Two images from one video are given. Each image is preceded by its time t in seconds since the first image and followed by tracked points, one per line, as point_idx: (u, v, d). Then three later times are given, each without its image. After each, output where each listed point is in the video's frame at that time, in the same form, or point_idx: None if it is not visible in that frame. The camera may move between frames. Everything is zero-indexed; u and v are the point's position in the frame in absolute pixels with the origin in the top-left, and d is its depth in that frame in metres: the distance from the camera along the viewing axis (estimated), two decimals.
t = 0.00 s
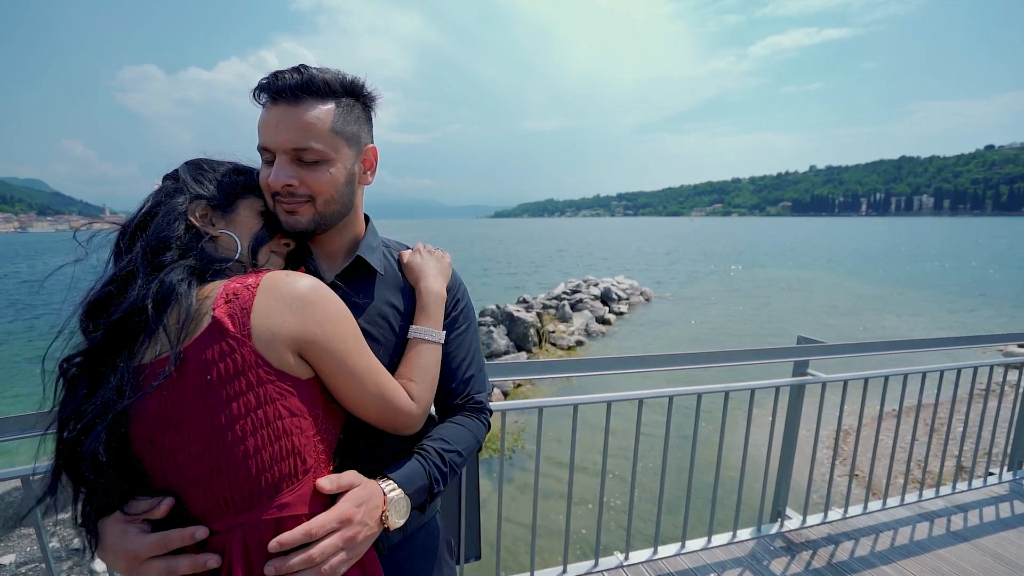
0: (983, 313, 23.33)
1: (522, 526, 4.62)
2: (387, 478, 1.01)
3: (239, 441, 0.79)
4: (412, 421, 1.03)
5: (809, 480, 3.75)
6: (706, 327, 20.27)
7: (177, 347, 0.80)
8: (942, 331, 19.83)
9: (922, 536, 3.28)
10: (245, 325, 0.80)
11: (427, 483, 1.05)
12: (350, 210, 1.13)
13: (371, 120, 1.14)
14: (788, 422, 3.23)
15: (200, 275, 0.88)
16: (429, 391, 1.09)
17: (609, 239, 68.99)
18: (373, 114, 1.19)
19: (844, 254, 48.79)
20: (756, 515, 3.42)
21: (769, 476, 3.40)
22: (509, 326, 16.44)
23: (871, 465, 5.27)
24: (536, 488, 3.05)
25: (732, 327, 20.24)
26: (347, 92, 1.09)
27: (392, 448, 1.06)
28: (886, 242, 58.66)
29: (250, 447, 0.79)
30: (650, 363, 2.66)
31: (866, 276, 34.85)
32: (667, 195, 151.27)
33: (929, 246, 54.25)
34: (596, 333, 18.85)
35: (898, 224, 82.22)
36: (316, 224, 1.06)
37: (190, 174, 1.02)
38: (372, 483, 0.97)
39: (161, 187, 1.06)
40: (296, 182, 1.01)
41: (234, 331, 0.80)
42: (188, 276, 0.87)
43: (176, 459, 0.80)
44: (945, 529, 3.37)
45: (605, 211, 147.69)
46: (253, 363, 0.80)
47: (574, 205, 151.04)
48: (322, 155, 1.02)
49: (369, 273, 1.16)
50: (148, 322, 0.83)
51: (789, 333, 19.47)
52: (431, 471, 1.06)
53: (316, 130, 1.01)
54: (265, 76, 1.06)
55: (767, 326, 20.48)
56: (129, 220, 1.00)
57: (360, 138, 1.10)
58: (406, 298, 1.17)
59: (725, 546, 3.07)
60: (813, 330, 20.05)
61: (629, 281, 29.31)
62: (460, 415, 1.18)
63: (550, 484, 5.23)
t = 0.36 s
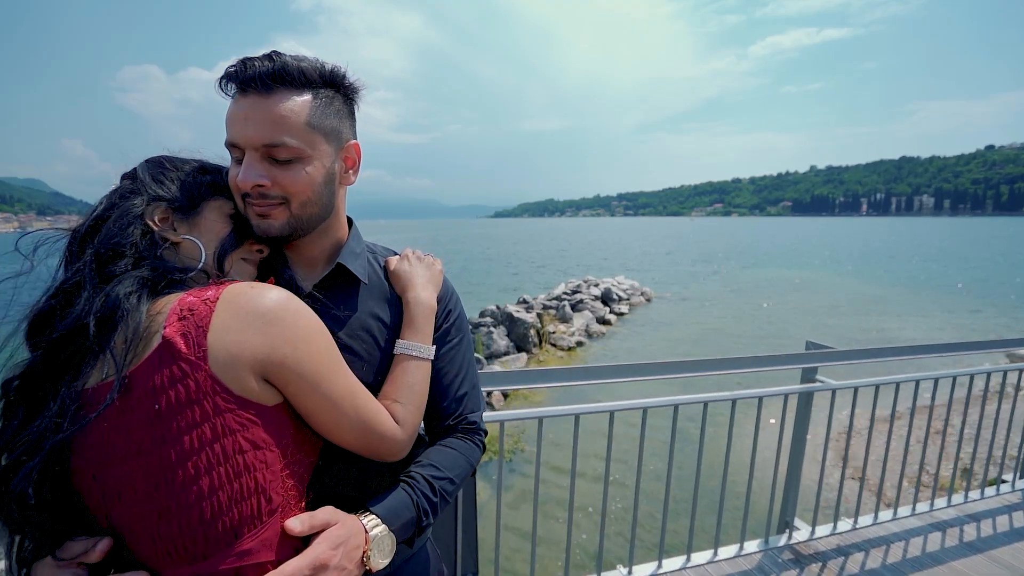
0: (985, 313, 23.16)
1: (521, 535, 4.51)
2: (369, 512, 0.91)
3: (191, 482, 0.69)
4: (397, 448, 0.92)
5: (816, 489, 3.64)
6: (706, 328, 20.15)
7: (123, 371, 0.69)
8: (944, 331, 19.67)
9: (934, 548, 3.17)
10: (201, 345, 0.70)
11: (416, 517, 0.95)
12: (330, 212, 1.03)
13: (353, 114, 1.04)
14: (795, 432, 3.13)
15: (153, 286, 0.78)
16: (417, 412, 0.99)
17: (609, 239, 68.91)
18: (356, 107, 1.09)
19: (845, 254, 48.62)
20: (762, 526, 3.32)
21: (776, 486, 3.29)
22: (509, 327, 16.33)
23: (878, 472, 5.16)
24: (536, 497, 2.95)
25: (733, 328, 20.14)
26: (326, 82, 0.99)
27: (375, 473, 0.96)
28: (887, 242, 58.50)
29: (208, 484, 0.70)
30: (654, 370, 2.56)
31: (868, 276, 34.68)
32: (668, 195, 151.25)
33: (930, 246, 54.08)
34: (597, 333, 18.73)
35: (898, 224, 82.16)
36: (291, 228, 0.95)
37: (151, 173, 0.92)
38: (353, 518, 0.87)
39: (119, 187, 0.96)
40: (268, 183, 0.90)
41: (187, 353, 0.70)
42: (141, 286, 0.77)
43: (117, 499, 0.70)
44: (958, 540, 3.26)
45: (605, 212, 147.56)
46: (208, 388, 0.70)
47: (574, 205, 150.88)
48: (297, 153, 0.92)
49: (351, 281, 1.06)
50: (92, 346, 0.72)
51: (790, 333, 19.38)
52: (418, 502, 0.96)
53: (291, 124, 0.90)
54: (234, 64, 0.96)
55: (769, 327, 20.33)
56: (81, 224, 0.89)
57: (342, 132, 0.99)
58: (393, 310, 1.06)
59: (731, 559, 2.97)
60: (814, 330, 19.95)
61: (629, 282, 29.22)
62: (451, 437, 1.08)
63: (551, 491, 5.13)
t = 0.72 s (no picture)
0: (986, 312, 23.10)
1: (521, 544, 4.40)
2: (347, 555, 0.82)
3: (132, 530, 0.59)
4: (379, 480, 0.83)
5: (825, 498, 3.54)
6: (707, 328, 20.07)
7: (54, 403, 0.60)
8: (945, 331, 19.60)
9: (947, 559, 3.07)
10: (144, 373, 0.61)
11: (401, 557, 0.85)
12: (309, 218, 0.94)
13: (332, 109, 0.94)
14: (804, 442, 3.02)
15: (98, 302, 0.68)
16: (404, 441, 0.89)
17: (610, 240, 68.84)
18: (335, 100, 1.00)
19: (844, 254, 48.61)
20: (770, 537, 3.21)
21: (785, 495, 3.19)
22: (510, 328, 16.22)
23: (885, 476, 5.06)
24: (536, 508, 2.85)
25: (735, 328, 20.05)
26: (301, 71, 0.89)
27: (355, 507, 0.87)
28: (887, 242, 58.40)
29: (154, 536, 0.60)
30: (659, 378, 2.46)
31: (868, 275, 34.62)
32: (668, 195, 151.20)
33: (930, 246, 54.05)
34: (598, 334, 18.66)
35: (898, 224, 82.08)
36: (263, 234, 0.86)
37: (101, 172, 0.82)
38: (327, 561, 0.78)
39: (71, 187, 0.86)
40: (233, 184, 0.80)
41: (128, 383, 0.60)
42: (81, 302, 0.67)
43: (47, 548, 0.61)
44: (971, 551, 3.16)
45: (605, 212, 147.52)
46: (153, 421, 0.60)
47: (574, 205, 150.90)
48: (266, 150, 0.82)
49: (332, 294, 0.96)
50: (25, 371, 0.63)
51: (791, 333, 19.27)
52: (404, 541, 0.86)
53: (258, 118, 0.80)
54: (196, 49, 0.86)
55: (769, 327, 20.25)
56: (25, 229, 0.80)
57: (318, 127, 0.89)
58: (377, 323, 0.96)
59: (739, 573, 2.87)
60: (815, 330, 19.87)
61: (630, 282, 29.14)
62: (443, 464, 0.98)
63: (551, 499, 5.03)
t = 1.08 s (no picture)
0: (987, 312, 23.06)
1: (522, 554, 4.29)
2: None
3: None
4: (355, 526, 0.73)
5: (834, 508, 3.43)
6: (708, 328, 20.00)
7: None
8: (946, 330, 19.55)
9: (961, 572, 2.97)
10: (58, 414, 0.51)
11: None
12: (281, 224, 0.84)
13: (304, 100, 0.84)
14: (814, 452, 2.92)
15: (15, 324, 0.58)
16: (387, 473, 0.78)
17: (610, 240, 68.79)
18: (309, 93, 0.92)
19: (845, 254, 48.56)
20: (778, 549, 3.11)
21: (794, 506, 3.08)
22: (509, 328, 16.11)
23: (892, 481, 4.95)
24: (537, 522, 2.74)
25: (736, 328, 19.94)
26: (267, 55, 0.79)
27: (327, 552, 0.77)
28: (887, 242, 58.38)
29: None
30: (665, 388, 2.35)
31: (870, 274, 34.56)
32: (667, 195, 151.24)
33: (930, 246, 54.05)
34: (599, 334, 18.59)
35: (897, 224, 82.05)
36: (222, 241, 0.75)
37: (35, 168, 0.71)
38: None
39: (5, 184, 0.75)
40: (186, 185, 0.70)
41: (40, 426, 0.50)
42: None
43: None
44: (986, 564, 3.05)
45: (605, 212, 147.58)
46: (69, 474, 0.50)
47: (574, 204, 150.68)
48: (225, 146, 0.71)
49: (307, 307, 0.86)
50: None
51: (792, 333, 19.17)
52: None
53: (213, 107, 0.70)
54: (142, 28, 0.77)
55: (770, 327, 20.17)
56: None
57: (287, 119, 0.79)
58: (357, 340, 0.86)
59: None
60: (817, 330, 19.77)
61: (630, 282, 29.07)
62: (431, 500, 0.88)
63: (552, 506, 4.94)
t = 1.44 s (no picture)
0: (989, 312, 23.01)
1: (522, 563, 4.20)
2: None
3: None
4: None
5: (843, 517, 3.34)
6: (708, 329, 19.93)
7: None
8: (947, 330, 19.50)
9: None
10: None
11: None
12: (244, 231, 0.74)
13: (268, 89, 0.76)
14: (824, 462, 2.83)
15: None
16: (364, 513, 0.69)
17: (609, 240, 68.73)
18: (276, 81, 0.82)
19: (845, 254, 48.56)
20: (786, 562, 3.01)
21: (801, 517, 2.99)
22: (509, 329, 16.00)
23: (897, 485, 4.87)
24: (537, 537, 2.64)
25: (736, 329, 19.84)
26: (224, 36, 0.71)
27: None
28: (887, 242, 58.44)
29: None
30: (671, 398, 2.24)
31: (870, 274, 34.50)
32: (667, 196, 151.39)
33: (930, 246, 54.05)
34: (599, 335, 18.51)
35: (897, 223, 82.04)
36: (171, 250, 0.65)
37: None
38: None
39: None
40: (126, 184, 0.61)
41: None
42: None
43: None
44: None
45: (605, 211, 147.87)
46: None
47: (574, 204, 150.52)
48: (175, 140, 0.62)
49: (274, 325, 0.76)
50: None
51: (793, 334, 19.07)
52: None
53: (156, 93, 0.61)
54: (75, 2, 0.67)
55: (771, 327, 20.11)
56: None
57: (250, 111, 0.70)
58: (331, 363, 0.76)
59: None
60: (817, 330, 19.71)
61: (630, 282, 29.00)
62: (414, 540, 0.79)
63: (553, 512, 4.84)
